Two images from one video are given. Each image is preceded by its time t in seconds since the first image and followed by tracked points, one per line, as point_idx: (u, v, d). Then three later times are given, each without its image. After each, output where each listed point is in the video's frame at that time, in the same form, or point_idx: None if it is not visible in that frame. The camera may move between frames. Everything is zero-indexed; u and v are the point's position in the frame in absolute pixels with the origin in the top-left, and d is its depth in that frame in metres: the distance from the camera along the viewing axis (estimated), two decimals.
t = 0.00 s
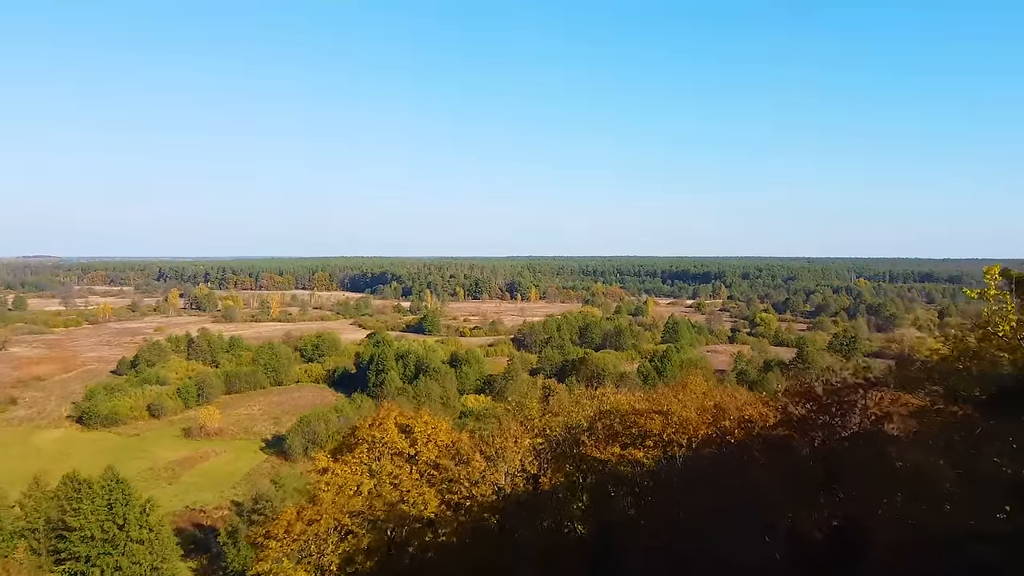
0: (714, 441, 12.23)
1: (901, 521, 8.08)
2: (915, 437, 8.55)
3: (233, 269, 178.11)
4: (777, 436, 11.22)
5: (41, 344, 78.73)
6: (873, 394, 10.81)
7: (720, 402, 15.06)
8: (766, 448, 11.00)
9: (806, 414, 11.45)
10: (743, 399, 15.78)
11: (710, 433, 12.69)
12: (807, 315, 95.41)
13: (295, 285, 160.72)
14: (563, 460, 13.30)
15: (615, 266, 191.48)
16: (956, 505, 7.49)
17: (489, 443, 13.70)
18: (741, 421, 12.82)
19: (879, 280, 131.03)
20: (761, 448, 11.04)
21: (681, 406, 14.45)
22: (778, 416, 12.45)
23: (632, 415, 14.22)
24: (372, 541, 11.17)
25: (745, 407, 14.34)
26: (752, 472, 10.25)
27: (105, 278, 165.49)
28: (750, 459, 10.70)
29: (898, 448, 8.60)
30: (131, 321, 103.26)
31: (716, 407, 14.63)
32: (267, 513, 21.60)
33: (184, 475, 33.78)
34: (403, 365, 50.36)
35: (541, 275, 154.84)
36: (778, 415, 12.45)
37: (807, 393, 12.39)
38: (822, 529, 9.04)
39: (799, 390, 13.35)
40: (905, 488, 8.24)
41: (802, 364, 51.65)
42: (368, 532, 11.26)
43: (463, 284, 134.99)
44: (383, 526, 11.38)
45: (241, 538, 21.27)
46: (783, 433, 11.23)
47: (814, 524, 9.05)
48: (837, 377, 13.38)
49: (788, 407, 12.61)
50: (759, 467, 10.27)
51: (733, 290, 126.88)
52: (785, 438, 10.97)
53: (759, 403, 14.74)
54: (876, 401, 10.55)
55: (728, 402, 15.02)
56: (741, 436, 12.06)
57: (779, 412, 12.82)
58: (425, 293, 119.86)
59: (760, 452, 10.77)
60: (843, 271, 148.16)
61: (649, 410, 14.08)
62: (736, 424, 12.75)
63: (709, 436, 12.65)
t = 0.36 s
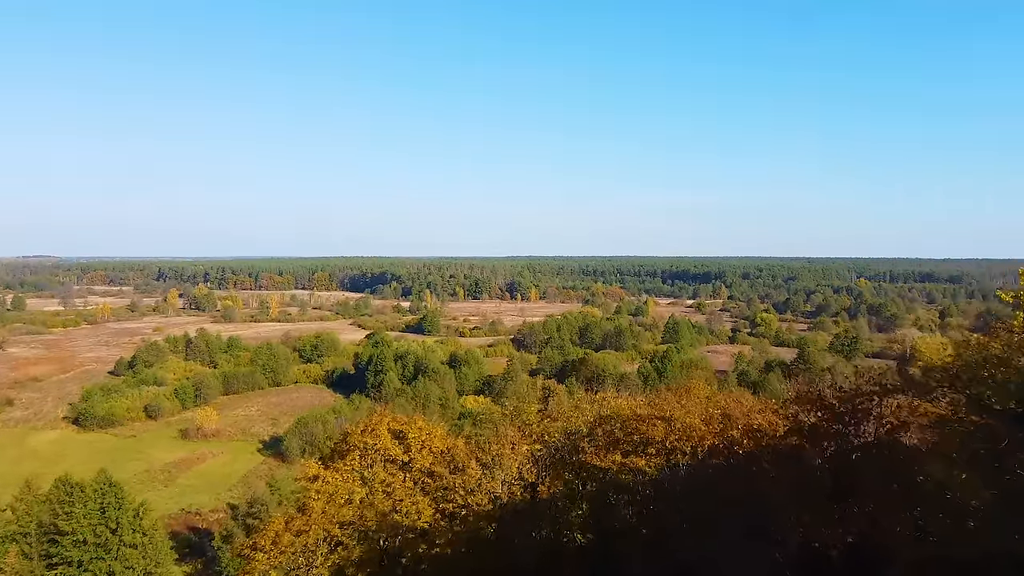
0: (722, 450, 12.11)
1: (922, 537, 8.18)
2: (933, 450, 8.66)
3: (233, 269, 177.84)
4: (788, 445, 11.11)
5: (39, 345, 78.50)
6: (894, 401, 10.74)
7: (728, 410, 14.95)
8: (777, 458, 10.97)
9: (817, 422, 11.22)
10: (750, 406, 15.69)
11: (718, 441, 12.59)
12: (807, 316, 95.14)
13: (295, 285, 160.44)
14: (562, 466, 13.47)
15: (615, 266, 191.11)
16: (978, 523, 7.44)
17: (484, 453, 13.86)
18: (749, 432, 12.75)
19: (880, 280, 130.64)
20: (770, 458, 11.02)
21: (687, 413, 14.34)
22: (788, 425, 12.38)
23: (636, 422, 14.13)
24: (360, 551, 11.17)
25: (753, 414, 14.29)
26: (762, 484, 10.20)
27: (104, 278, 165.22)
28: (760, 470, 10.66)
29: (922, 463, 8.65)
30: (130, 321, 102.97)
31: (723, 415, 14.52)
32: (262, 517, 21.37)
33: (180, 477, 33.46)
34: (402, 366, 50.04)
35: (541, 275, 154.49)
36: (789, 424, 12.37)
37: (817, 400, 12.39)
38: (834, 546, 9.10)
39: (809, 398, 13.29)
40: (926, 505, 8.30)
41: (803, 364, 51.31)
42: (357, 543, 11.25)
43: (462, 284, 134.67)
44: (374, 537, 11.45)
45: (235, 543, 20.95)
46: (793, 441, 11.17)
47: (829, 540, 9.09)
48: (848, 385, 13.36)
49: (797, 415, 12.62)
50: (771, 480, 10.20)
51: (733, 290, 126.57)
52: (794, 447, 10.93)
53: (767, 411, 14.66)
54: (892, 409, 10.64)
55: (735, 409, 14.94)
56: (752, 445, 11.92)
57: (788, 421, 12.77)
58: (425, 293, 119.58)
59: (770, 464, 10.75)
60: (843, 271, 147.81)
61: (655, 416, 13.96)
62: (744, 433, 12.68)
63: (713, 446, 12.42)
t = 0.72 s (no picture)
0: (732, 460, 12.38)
1: (943, 555, 8.11)
2: (955, 464, 8.54)
3: (232, 269, 177.48)
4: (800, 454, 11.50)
5: (36, 345, 78.14)
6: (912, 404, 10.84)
7: (734, 413, 15.04)
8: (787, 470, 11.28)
9: (829, 431, 11.71)
10: (756, 411, 15.76)
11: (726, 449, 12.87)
12: (808, 316, 94.71)
13: (295, 285, 160.06)
14: (560, 474, 13.31)
15: (616, 266, 190.53)
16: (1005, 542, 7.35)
17: (480, 458, 13.86)
18: (756, 440, 12.93)
19: (880, 280, 130.36)
20: (783, 470, 11.32)
21: (693, 417, 14.46)
22: (797, 431, 12.62)
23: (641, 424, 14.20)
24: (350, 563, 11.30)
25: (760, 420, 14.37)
26: (773, 497, 10.54)
27: (103, 278, 164.88)
28: (772, 484, 10.93)
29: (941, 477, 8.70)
30: (128, 322, 102.60)
31: (730, 419, 14.68)
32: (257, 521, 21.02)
33: (177, 479, 33.16)
34: (401, 367, 49.72)
35: (541, 275, 154.06)
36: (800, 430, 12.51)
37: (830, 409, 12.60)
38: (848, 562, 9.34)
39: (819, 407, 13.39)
40: (947, 520, 8.27)
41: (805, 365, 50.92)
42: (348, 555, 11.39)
43: (462, 284, 134.28)
44: (364, 548, 11.56)
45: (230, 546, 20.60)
46: (803, 453, 11.55)
47: (844, 557, 9.35)
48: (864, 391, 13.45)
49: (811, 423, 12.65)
50: (783, 494, 10.56)
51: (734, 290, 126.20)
52: (804, 460, 11.30)
53: (775, 417, 14.71)
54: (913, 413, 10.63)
55: (740, 412, 15.00)
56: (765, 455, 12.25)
57: (796, 428, 12.90)
58: (424, 293, 119.26)
59: (782, 478, 11.03)
60: (844, 271, 147.32)
61: (660, 420, 14.08)
62: (753, 441, 12.90)
63: (720, 456, 12.76)
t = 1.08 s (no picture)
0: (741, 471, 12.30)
1: None
2: (980, 477, 8.70)
3: (232, 269, 177.35)
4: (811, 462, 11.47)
5: (34, 345, 77.85)
6: (937, 416, 11.14)
7: (742, 421, 14.90)
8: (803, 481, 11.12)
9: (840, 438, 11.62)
10: (766, 418, 15.60)
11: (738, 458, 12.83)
12: (810, 317, 94.32)
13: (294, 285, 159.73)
14: (559, 483, 13.35)
15: (616, 266, 190.16)
16: None
17: (475, 467, 13.73)
18: (767, 452, 12.84)
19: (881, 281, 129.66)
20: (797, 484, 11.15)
21: (698, 425, 14.37)
22: (810, 442, 12.61)
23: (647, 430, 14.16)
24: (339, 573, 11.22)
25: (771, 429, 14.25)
26: (786, 514, 10.41)
27: (103, 278, 164.66)
28: (784, 501, 10.80)
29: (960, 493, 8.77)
30: (127, 322, 102.35)
31: (739, 427, 14.62)
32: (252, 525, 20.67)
33: (173, 481, 32.83)
34: (400, 368, 49.40)
35: (541, 275, 153.74)
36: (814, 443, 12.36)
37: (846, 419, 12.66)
38: None
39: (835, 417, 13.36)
40: (973, 541, 8.26)
41: (807, 366, 50.55)
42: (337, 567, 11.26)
43: (462, 285, 133.96)
44: (354, 561, 11.42)
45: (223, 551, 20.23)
46: (815, 463, 11.40)
47: None
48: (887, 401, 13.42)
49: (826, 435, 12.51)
50: (796, 512, 10.39)
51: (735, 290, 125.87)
52: (818, 471, 11.09)
53: (784, 428, 14.62)
54: (935, 425, 10.89)
55: (749, 420, 14.83)
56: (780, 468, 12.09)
57: (810, 439, 12.78)
58: (424, 293, 118.99)
59: (796, 494, 10.83)
60: (844, 271, 146.90)
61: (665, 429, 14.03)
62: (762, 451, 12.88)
63: (730, 469, 12.57)
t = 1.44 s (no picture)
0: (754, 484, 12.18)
1: None
2: (1012, 494, 8.95)
3: (232, 269, 177.10)
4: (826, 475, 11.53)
5: (32, 345, 77.48)
6: (959, 425, 11.07)
7: (752, 429, 14.71)
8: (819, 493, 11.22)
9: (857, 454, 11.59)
10: (775, 427, 15.39)
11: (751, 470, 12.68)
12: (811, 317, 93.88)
13: (294, 285, 159.32)
14: (559, 494, 13.75)
15: (616, 266, 189.64)
16: None
17: (471, 475, 13.70)
18: (779, 467, 12.61)
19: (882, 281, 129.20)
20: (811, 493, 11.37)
21: (704, 431, 14.17)
22: (824, 459, 12.45)
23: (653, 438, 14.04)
24: None
25: (781, 439, 14.10)
26: (801, 532, 10.41)
27: (103, 278, 164.29)
28: (798, 517, 10.84)
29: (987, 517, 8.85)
30: (126, 322, 102.06)
31: (747, 435, 14.47)
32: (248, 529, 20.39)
33: (169, 482, 32.49)
34: (399, 368, 49.11)
35: (541, 275, 153.26)
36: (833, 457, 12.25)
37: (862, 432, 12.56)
38: None
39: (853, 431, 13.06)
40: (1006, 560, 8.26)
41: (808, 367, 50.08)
42: None
43: (462, 285, 133.61)
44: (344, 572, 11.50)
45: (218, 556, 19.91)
46: (831, 476, 11.39)
47: None
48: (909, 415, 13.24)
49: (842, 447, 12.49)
50: (812, 529, 10.39)
51: (735, 290, 125.47)
52: (834, 484, 11.13)
53: (795, 437, 14.41)
54: (957, 435, 10.85)
55: (756, 428, 14.62)
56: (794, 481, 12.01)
57: (826, 454, 12.51)
58: (424, 293, 118.70)
59: (810, 512, 10.88)
60: (845, 271, 146.42)
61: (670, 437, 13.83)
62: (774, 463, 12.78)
63: (737, 480, 12.50)
